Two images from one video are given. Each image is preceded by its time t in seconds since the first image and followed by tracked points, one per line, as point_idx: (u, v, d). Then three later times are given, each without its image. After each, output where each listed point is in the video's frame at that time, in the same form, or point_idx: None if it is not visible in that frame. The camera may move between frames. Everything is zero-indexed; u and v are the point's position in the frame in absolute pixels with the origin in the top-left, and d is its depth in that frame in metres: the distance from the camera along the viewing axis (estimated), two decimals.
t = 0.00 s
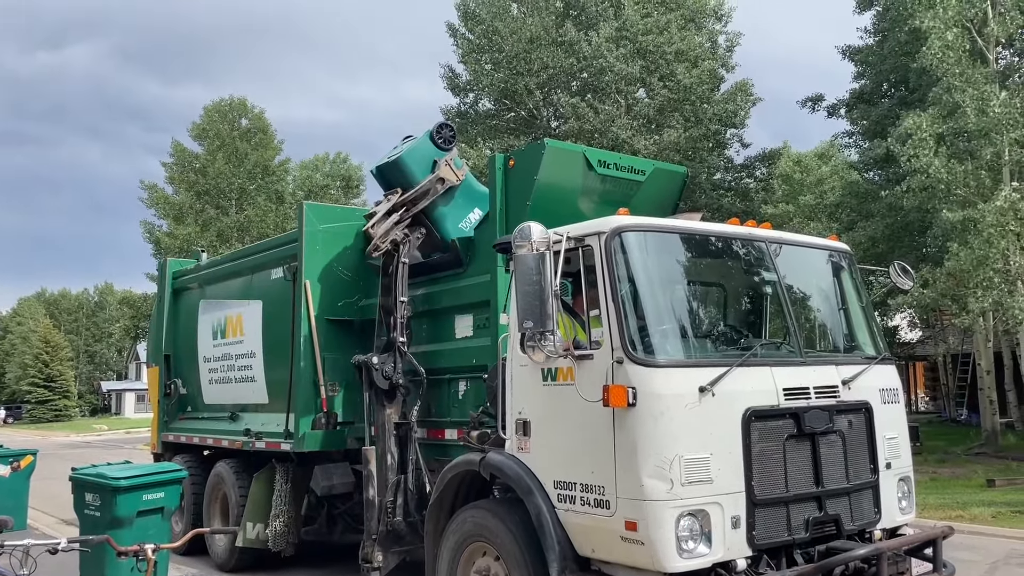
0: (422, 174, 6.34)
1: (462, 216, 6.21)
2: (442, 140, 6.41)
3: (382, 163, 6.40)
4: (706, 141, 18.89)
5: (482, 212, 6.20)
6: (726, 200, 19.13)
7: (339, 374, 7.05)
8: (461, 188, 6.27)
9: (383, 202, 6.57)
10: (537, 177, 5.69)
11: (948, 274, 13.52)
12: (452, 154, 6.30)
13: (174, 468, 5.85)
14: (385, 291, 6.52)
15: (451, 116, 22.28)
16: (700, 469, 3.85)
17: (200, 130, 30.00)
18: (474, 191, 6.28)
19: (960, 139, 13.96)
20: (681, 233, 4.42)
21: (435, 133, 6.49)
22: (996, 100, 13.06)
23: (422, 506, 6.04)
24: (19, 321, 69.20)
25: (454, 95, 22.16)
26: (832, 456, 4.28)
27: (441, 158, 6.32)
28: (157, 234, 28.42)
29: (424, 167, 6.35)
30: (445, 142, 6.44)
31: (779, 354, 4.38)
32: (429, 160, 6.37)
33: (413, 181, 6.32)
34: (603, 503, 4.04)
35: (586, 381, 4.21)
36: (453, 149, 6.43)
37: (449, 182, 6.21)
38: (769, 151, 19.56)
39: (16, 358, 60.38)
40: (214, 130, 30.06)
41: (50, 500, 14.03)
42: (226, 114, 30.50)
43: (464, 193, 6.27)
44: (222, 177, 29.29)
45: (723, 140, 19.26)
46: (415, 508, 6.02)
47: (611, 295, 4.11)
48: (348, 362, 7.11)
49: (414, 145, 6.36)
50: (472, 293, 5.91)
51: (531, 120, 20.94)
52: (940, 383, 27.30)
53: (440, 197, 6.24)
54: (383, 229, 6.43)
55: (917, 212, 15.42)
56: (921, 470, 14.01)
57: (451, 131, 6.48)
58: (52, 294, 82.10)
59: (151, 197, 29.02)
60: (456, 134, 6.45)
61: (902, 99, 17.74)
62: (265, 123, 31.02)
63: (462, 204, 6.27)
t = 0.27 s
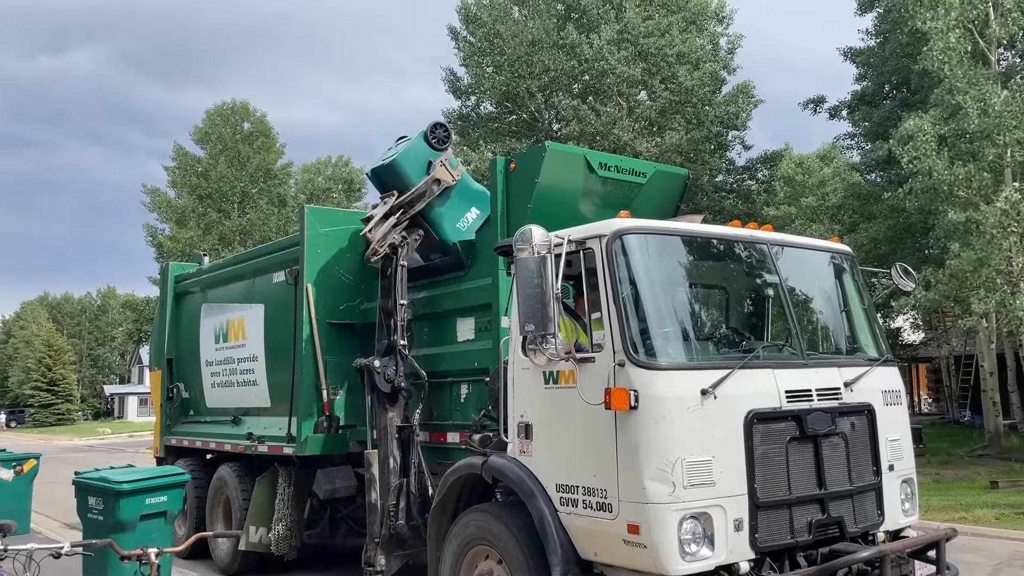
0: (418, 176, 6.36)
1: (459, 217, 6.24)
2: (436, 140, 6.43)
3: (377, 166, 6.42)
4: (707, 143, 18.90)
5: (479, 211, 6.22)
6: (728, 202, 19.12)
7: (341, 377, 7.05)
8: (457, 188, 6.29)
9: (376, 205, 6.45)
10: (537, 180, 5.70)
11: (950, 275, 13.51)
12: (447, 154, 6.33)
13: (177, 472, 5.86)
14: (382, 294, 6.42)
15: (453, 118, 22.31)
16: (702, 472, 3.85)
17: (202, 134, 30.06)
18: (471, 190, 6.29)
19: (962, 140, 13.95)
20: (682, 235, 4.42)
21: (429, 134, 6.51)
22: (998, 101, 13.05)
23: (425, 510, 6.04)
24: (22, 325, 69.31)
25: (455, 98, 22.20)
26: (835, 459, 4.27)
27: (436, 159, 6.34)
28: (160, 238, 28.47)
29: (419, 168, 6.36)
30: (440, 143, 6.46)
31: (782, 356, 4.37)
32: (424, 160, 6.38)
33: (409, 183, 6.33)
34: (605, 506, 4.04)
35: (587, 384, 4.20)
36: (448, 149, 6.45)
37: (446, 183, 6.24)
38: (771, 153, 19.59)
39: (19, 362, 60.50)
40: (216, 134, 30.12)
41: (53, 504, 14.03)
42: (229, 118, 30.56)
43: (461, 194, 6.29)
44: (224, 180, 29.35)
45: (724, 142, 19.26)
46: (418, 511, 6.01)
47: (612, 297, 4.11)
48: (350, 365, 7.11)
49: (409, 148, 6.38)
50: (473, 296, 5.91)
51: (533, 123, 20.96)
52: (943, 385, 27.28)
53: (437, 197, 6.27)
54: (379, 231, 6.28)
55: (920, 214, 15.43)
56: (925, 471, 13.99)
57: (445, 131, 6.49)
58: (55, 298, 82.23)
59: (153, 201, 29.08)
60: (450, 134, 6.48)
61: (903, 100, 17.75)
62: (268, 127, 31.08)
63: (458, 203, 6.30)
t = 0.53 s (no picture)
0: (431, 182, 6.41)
1: (469, 224, 6.33)
2: (451, 148, 6.51)
3: (390, 171, 6.43)
4: (711, 145, 18.89)
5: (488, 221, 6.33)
6: (731, 204, 19.05)
7: (345, 381, 7.06)
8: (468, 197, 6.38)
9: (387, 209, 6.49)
10: (541, 183, 5.71)
11: (955, 276, 13.47)
12: (461, 162, 6.39)
13: (182, 476, 5.88)
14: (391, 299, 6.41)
15: (456, 122, 22.35)
16: (706, 474, 3.84)
17: (206, 138, 30.14)
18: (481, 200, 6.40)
19: (966, 141, 13.94)
20: (686, 238, 4.43)
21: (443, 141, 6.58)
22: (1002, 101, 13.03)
23: (429, 513, 6.04)
24: (28, 329, 69.54)
25: (458, 101, 22.25)
26: (839, 461, 4.27)
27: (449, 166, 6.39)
28: (164, 242, 28.56)
29: (432, 174, 6.42)
30: (454, 150, 6.54)
31: (786, 358, 4.37)
32: (438, 167, 6.45)
33: (421, 189, 6.38)
34: (610, 509, 4.03)
35: (591, 387, 4.20)
36: (462, 157, 6.53)
37: (458, 190, 6.31)
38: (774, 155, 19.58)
39: (24, 366, 60.63)
40: (221, 138, 30.21)
41: (59, 508, 14.06)
42: (232, 122, 30.63)
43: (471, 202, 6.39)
44: (228, 184, 29.42)
45: (728, 144, 19.26)
46: (423, 513, 6.01)
47: (616, 300, 4.11)
48: (354, 369, 7.12)
49: (422, 153, 6.44)
50: (478, 299, 5.91)
51: (536, 125, 20.99)
52: (949, 386, 27.20)
53: (449, 204, 6.34)
54: (390, 234, 6.30)
55: (924, 215, 15.42)
56: (931, 473, 13.96)
57: (459, 140, 6.58)
58: (60, 302, 82.46)
59: (158, 205, 29.17)
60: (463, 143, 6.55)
61: (907, 101, 17.74)
62: (271, 131, 31.13)
63: (469, 212, 6.40)
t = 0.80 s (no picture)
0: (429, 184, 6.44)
1: (468, 225, 6.32)
2: (448, 149, 6.56)
3: (388, 174, 6.48)
4: (716, 146, 18.85)
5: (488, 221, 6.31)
6: (737, 205, 18.93)
7: (349, 384, 7.08)
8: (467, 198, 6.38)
9: (387, 212, 6.56)
10: (542, 185, 5.72)
11: (960, 276, 13.42)
12: (458, 163, 6.38)
13: (186, 479, 5.90)
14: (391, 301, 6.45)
15: (461, 124, 22.38)
16: (706, 475, 3.85)
17: (212, 142, 30.24)
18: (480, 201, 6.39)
19: (971, 140, 13.89)
20: (685, 240, 4.43)
21: (441, 143, 6.63)
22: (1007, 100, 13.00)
23: (432, 515, 6.05)
24: (36, 333, 69.85)
25: (463, 104, 22.28)
26: (840, 462, 4.27)
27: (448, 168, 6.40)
28: (171, 246, 28.67)
29: (430, 176, 6.45)
30: (451, 151, 6.58)
31: (786, 360, 4.37)
32: (436, 169, 6.49)
33: (420, 191, 6.41)
34: (610, 511, 4.04)
35: (591, 389, 4.21)
36: (458, 158, 6.55)
37: (456, 191, 6.30)
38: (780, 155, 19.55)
39: (32, 371, 60.91)
40: (227, 142, 30.31)
41: (66, 512, 14.11)
42: (238, 126, 30.72)
43: (471, 203, 6.39)
44: (234, 188, 29.51)
45: (734, 145, 19.17)
46: (426, 516, 6.02)
47: (615, 302, 4.12)
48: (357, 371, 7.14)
49: (420, 156, 6.47)
50: (480, 301, 5.93)
51: (540, 128, 21.00)
52: (957, 387, 27.06)
53: (447, 206, 6.35)
54: (390, 237, 6.35)
55: (930, 215, 15.38)
56: (938, 474, 13.90)
57: (457, 141, 6.61)
58: (67, 306, 82.81)
59: (164, 209, 29.29)
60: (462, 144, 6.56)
61: (912, 101, 17.68)
62: (277, 135, 31.23)
63: (468, 212, 6.40)
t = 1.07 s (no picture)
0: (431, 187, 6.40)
1: (470, 227, 6.24)
2: (449, 152, 6.52)
3: (390, 176, 6.48)
4: (722, 145, 18.78)
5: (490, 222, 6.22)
6: (743, 205, 18.86)
7: (350, 385, 7.11)
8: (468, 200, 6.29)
9: (389, 213, 6.53)
10: (539, 186, 5.73)
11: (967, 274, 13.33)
12: (458, 166, 6.31)
13: (189, 480, 5.92)
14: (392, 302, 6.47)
15: (467, 125, 22.40)
16: (699, 475, 3.85)
17: (220, 144, 30.37)
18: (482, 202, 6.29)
19: (978, 138, 13.82)
20: (681, 240, 4.42)
21: (444, 145, 6.59)
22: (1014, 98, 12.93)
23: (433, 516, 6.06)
24: (47, 336, 70.31)
25: (468, 105, 22.31)
26: (836, 461, 4.26)
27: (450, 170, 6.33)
28: (179, 249, 28.81)
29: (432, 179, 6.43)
30: (452, 154, 6.54)
31: (781, 359, 4.37)
32: (436, 172, 6.46)
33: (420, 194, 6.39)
34: (604, 510, 4.04)
35: (585, 389, 4.21)
36: (460, 161, 6.51)
37: (456, 193, 6.22)
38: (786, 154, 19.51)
39: (44, 373, 61.32)
40: (234, 145, 30.42)
41: (74, 513, 14.20)
42: (246, 129, 30.83)
43: (472, 205, 6.29)
44: (241, 191, 29.62)
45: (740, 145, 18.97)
46: (426, 516, 6.03)
47: (608, 302, 4.13)
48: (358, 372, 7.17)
49: (421, 158, 6.45)
50: (479, 302, 5.94)
51: (546, 128, 21.00)
52: (967, 385, 26.91)
53: (448, 208, 6.28)
54: (391, 238, 6.32)
55: (936, 214, 15.31)
56: (945, 473, 13.84)
57: (458, 143, 6.57)
58: (78, 309, 83.31)
59: (172, 212, 29.44)
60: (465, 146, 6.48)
61: (919, 99, 17.58)
62: (284, 137, 31.32)
63: (469, 214, 6.30)
